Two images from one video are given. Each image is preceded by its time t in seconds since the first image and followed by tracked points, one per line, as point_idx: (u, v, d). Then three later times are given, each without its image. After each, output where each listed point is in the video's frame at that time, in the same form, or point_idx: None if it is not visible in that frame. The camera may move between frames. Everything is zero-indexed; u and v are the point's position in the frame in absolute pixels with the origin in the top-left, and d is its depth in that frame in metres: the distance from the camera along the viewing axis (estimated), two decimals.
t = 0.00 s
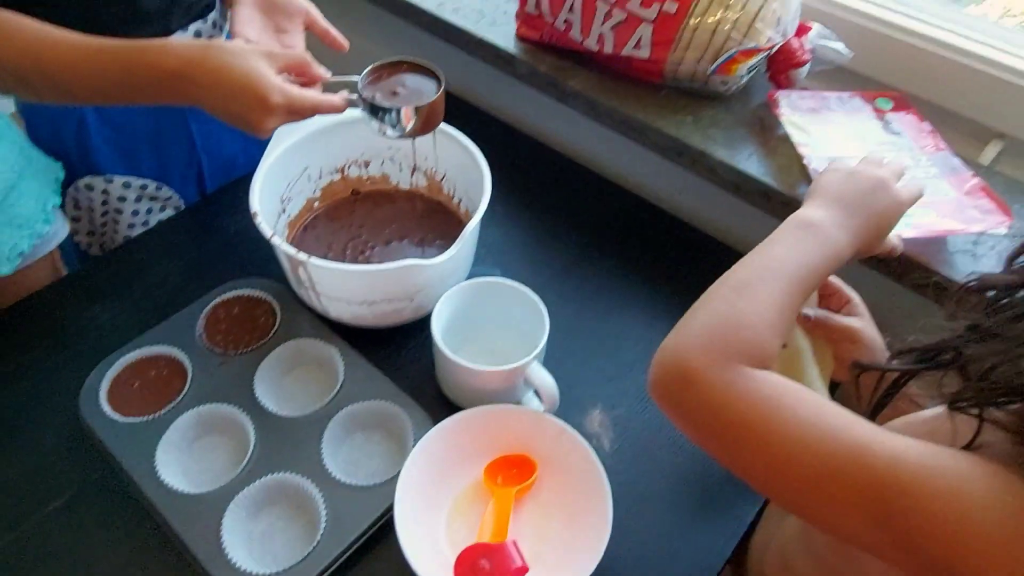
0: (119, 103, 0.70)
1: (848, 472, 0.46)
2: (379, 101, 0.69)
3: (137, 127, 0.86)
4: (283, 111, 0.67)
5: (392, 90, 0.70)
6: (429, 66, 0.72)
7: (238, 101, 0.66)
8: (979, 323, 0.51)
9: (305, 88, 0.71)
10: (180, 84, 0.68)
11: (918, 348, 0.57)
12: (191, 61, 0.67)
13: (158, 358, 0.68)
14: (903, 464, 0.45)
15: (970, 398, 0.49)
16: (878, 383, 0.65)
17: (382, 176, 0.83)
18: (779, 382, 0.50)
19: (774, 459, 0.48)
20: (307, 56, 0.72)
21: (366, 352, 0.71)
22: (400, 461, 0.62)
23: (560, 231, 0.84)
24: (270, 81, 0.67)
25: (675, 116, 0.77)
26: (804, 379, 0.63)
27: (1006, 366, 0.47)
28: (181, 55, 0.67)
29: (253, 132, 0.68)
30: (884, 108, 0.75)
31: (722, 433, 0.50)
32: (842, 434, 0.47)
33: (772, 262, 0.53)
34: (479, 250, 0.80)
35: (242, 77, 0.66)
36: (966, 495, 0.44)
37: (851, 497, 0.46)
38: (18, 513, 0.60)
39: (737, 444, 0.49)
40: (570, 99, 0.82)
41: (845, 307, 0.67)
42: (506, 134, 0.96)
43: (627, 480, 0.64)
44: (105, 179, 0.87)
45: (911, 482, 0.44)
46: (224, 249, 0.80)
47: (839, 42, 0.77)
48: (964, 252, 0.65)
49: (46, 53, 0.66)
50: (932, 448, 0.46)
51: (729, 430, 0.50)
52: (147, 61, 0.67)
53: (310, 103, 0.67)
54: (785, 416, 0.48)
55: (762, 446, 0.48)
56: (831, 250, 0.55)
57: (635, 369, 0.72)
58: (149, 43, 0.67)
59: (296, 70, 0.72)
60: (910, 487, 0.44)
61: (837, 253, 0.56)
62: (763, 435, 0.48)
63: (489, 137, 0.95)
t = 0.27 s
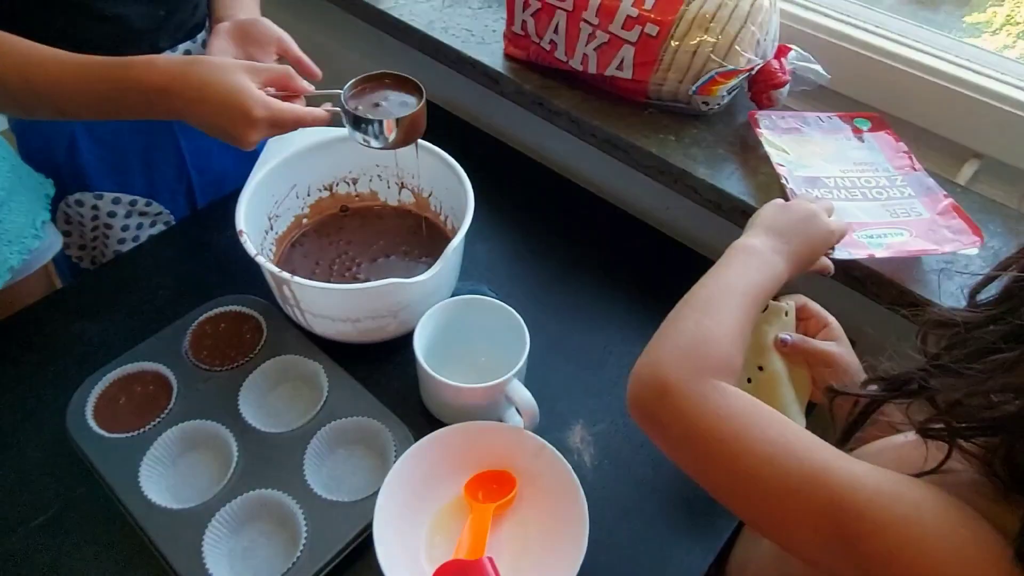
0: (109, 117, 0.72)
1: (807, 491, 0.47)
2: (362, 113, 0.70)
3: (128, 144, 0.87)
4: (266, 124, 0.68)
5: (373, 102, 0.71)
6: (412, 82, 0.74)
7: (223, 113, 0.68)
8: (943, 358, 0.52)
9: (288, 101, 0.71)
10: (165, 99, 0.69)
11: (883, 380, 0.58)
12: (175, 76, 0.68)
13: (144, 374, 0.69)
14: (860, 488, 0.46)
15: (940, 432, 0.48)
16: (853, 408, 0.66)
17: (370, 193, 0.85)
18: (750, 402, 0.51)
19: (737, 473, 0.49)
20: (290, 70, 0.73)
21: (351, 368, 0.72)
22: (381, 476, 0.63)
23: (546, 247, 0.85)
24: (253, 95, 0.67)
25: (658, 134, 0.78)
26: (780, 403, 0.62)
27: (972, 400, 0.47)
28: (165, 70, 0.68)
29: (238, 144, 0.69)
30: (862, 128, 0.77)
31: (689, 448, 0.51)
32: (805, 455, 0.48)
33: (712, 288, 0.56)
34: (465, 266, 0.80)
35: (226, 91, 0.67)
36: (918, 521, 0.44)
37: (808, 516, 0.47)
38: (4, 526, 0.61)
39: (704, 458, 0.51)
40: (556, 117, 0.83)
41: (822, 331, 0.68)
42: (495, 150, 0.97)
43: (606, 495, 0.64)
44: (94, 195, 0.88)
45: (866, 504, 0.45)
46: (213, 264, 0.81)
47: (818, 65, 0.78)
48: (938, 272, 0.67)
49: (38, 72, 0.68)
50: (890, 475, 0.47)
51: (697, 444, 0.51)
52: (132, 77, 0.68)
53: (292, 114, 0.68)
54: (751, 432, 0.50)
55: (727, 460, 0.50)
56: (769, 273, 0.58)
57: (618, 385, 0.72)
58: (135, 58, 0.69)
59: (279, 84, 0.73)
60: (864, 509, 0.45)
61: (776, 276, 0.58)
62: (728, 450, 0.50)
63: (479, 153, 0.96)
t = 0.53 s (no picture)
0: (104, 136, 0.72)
1: (798, 518, 0.46)
2: (355, 122, 0.70)
3: (120, 167, 0.87)
4: (263, 139, 0.68)
5: (366, 112, 0.72)
6: (404, 89, 0.74)
7: (218, 130, 0.67)
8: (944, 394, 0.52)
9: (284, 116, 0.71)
10: (161, 117, 0.69)
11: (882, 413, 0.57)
12: (170, 94, 0.67)
13: (133, 399, 0.68)
14: (850, 515, 0.46)
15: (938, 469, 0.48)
16: (850, 438, 0.65)
17: (361, 216, 0.85)
18: (740, 429, 0.51)
19: (729, 501, 0.49)
20: (284, 84, 0.73)
21: (342, 392, 0.72)
22: (371, 502, 0.63)
23: (538, 270, 0.85)
24: (248, 110, 0.67)
25: (647, 158, 0.79)
26: (775, 430, 0.62)
27: (972, 438, 0.47)
28: (160, 88, 0.68)
29: (235, 159, 0.69)
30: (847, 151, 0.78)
31: (683, 475, 0.52)
32: (796, 482, 0.47)
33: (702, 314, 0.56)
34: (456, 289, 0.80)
35: (221, 107, 0.67)
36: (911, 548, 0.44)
37: (801, 543, 0.46)
38: None
39: (696, 485, 0.51)
40: (547, 141, 0.83)
41: (817, 358, 0.69)
42: (487, 174, 0.97)
43: (599, 520, 0.64)
44: (85, 218, 0.88)
45: (857, 531, 0.45)
46: (204, 288, 0.81)
47: (805, 89, 0.79)
48: (927, 294, 0.68)
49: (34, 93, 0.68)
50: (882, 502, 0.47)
51: (691, 472, 0.51)
52: (127, 96, 0.68)
53: (289, 131, 0.68)
54: (741, 459, 0.50)
55: (719, 488, 0.50)
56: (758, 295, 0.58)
57: (610, 408, 0.72)
58: (129, 77, 0.69)
59: (273, 98, 0.73)
60: (856, 537, 0.45)
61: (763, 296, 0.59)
62: (719, 477, 0.50)
63: (471, 177, 0.97)
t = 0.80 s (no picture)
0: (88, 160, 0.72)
1: (798, 546, 0.46)
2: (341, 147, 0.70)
3: (104, 192, 0.87)
4: (247, 162, 0.68)
5: (352, 137, 0.71)
6: (392, 114, 0.74)
7: (201, 154, 0.67)
8: (944, 419, 0.51)
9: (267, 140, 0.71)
10: (143, 141, 0.68)
11: (881, 437, 0.57)
12: (153, 117, 0.67)
13: (115, 427, 0.67)
14: (851, 544, 0.45)
15: (937, 494, 0.48)
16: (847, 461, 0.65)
17: (349, 240, 0.84)
18: (737, 454, 0.51)
19: (727, 528, 0.48)
20: (267, 108, 0.73)
21: (329, 418, 0.71)
22: (359, 530, 0.62)
23: (526, 292, 0.85)
24: (232, 133, 0.67)
25: (635, 180, 0.79)
26: (771, 453, 0.62)
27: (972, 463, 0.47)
28: (142, 112, 0.67)
29: (218, 181, 0.69)
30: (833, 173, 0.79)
31: (679, 501, 0.51)
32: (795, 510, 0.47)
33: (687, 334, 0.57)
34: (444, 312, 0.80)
35: (203, 131, 0.66)
36: None
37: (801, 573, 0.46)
38: None
39: (693, 512, 0.50)
40: (534, 163, 0.84)
41: (812, 380, 0.68)
42: (475, 197, 0.97)
43: (590, 546, 0.63)
44: (67, 244, 0.88)
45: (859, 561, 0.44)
46: (189, 312, 0.80)
47: (790, 112, 0.80)
48: (915, 315, 0.68)
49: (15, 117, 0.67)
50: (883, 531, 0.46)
51: (683, 494, 0.51)
52: (108, 120, 0.67)
53: (272, 154, 0.68)
54: (739, 485, 0.49)
55: (716, 514, 0.49)
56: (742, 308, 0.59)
57: (599, 432, 0.71)
58: (111, 101, 0.68)
59: (257, 122, 0.73)
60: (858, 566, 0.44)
61: (749, 310, 0.59)
62: (717, 503, 0.49)
63: (458, 200, 0.97)
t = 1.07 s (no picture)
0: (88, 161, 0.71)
1: (807, 534, 0.46)
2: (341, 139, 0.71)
3: (101, 197, 0.86)
4: (250, 158, 0.69)
5: (352, 128, 0.72)
6: (395, 111, 0.75)
7: (206, 151, 0.67)
8: (948, 412, 0.51)
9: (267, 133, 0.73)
10: (147, 141, 0.68)
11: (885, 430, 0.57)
12: (156, 116, 0.67)
13: (115, 431, 0.67)
14: (860, 533, 0.45)
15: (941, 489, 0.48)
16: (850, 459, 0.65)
17: (348, 243, 0.84)
18: (749, 441, 0.51)
19: (738, 513, 0.48)
20: (268, 102, 0.74)
21: (329, 421, 0.71)
22: (360, 533, 0.61)
23: (526, 294, 0.85)
24: (235, 129, 0.68)
25: (634, 181, 0.79)
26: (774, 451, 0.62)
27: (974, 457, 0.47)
28: (145, 111, 0.67)
29: (221, 178, 0.70)
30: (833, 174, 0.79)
31: (692, 484, 0.51)
32: (805, 497, 0.47)
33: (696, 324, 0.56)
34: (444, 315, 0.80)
35: (209, 129, 0.67)
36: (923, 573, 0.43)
37: (809, 561, 0.46)
38: None
39: (705, 495, 0.50)
40: (533, 165, 0.83)
41: (816, 378, 0.68)
42: (474, 199, 0.97)
43: (592, 549, 0.62)
44: (65, 248, 0.87)
45: (867, 553, 0.44)
46: (188, 315, 0.80)
47: (790, 113, 0.80)
48: (917, 315, 0.68)
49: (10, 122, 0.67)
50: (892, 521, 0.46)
51: (695, 478, 0.51)
52: (113, 120, 0.67)
53: (275, 149, 0.69)
54: (751, 471, 0.49)
55: (728, 498, 0.49)
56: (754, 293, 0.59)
57: (600, 433, 0.71)
58: (112, 101, 0.68)
59: (257, 116, 0.74)
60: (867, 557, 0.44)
61: (764, 291, 0.60)
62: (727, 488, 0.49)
63: (457, 202, 0.97)
